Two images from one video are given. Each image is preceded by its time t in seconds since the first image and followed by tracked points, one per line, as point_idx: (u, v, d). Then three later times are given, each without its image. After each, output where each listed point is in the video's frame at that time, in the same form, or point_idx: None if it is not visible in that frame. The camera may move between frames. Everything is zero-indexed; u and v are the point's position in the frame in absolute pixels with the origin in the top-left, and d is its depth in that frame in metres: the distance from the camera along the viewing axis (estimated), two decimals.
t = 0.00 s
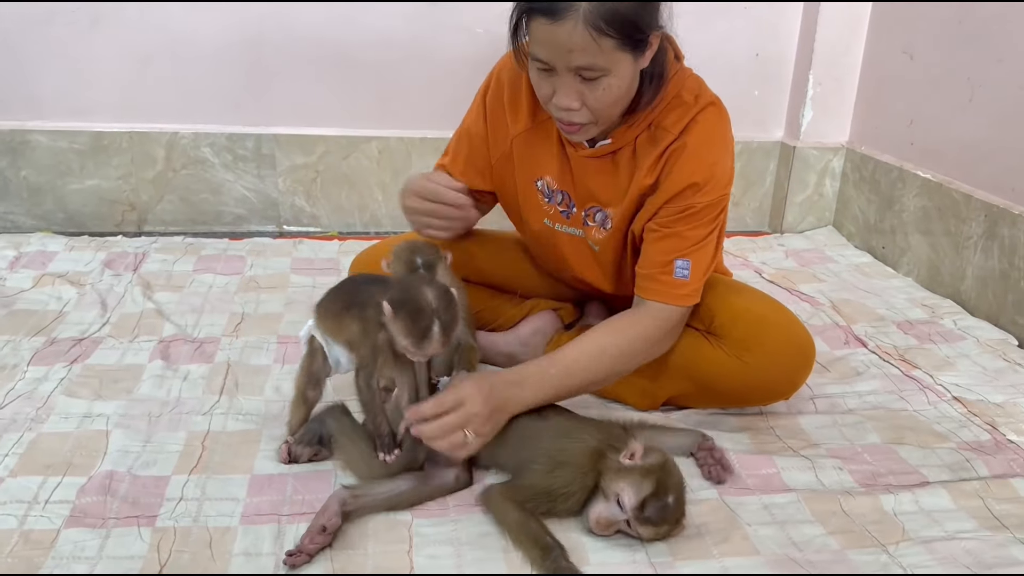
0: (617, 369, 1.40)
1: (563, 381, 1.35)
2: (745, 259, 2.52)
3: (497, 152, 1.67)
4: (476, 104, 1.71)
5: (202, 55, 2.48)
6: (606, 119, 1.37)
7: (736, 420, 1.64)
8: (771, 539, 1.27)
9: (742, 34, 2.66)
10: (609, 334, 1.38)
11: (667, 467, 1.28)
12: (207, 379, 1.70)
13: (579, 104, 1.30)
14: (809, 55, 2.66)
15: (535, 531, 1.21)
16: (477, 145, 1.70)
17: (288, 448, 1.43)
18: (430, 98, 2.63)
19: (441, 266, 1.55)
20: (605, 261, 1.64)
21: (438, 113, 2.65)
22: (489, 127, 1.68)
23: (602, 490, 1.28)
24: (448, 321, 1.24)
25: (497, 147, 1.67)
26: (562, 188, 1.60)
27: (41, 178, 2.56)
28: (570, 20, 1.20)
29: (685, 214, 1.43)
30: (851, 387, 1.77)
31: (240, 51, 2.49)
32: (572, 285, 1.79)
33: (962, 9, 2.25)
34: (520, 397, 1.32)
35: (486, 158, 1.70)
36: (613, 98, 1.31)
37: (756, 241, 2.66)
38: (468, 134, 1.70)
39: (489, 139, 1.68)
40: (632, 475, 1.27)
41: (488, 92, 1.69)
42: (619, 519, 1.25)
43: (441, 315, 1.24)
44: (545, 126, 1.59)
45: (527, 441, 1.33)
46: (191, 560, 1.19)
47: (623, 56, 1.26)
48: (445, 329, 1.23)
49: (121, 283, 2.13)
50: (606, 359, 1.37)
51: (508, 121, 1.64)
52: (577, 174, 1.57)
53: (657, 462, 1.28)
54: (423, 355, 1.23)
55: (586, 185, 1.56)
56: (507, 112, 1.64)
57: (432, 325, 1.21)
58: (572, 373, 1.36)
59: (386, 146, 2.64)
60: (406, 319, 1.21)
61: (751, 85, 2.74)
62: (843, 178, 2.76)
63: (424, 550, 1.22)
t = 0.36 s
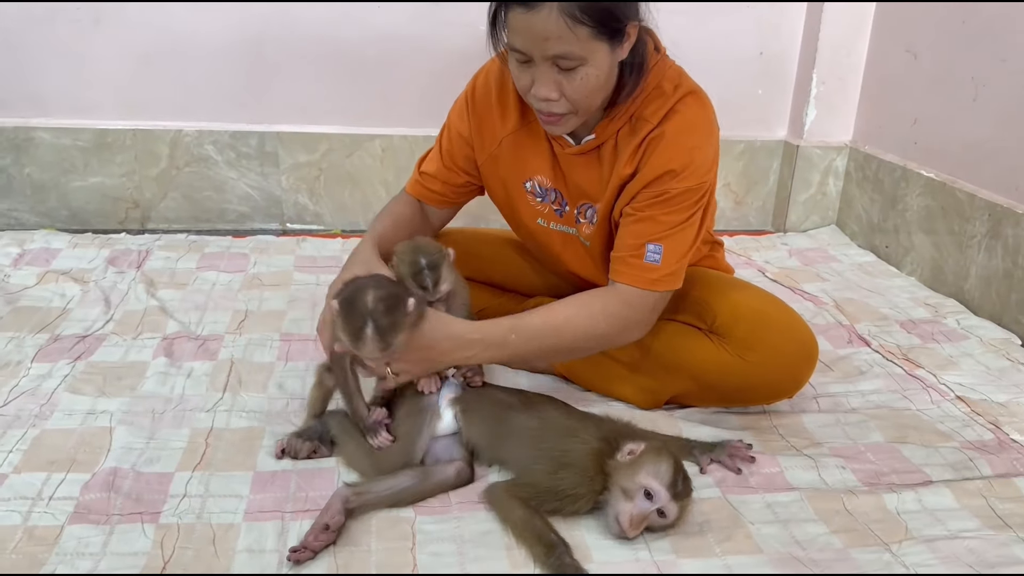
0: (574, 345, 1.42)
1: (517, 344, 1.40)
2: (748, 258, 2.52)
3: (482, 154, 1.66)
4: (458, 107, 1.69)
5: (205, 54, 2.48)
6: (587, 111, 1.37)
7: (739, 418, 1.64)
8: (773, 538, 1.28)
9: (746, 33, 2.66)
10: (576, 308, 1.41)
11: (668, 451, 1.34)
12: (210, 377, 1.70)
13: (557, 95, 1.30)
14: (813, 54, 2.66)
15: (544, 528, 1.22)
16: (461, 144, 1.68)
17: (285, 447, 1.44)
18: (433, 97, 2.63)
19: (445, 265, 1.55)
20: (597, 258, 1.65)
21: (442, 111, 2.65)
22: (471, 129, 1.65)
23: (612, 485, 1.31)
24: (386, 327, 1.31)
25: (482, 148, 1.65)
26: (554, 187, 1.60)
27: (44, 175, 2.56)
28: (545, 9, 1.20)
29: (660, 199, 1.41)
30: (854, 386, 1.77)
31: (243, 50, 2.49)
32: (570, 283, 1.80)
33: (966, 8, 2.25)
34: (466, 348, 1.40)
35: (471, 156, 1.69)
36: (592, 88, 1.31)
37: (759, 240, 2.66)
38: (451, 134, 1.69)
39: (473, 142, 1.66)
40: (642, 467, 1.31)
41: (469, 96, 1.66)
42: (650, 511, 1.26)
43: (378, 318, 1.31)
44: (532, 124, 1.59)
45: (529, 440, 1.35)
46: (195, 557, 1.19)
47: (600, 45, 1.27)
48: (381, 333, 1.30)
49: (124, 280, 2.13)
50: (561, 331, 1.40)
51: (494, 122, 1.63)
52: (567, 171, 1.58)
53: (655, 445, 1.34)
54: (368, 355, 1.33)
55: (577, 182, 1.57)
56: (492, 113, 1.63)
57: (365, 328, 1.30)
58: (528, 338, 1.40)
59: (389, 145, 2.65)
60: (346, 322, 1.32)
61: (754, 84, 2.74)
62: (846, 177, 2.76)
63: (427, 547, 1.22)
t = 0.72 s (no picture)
0: (509, 322, 1.47)
1: (459, 306, 1.45)
2: (752, 257, 2.52)
3: (471, 155, 1.68)
4: (450, 107, 1.71)
5: (210, 52, 2.49)
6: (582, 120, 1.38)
7: (742, 418, 1.64)
8: (776, 537, 1.28)
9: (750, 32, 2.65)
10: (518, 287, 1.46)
11: (647, 462, 1.32)
12: (215, 374, 1.71)
13: (555, 108, 1.31)
14: (817, 53, 2.65)
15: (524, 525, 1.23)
16: (451, 144, 1.71)
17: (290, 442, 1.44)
18: (437, 95, 2.63)
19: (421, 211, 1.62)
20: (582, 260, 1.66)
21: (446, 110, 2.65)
22: (460, 128, 1.67)
23: (591, 496, 1.30)
24: (323, 225, 1.47)
25: (470, 147, 1.67)
26: (541, 190, 1.61)
27: (50, 173, 2.57)
28: (543, 26, 1.20)
29: (627, 200, 1.41)
30: (857, 386, 1.77)
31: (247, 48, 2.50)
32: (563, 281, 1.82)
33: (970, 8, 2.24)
34: (408, 300, 1.45)
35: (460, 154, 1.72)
36: (589, 100, 1.32)
37: (763, 240, 2.65)
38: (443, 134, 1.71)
39: (462, 142, 1.68)
40: (619, 479, 1.29)
41: (459, 97, 1.68)
42: (624, 526, 1.24)
43: (314, 223, 1.47)
44: (520, 126, 1.60)
45: (523, 449, 1.36)
46: (199, 554, 1.20)
47: (597, 58, 1.27)
48: (322, 227, 1.46)
49: (129, 278, 2.14)
50: (499, 305, 1.46)
51: (482, 123, 1.64)
52: (554, 174, 1.58)
53: (635, 456, 1.33)
54: (320, 260, 1.43)
55: (563, 185, 1.58)
56: (481, 115, 1.64)
57: (308, 227, 1.44)
58: (469, 301, 1.45)
59: (393, 143, 2.65)
60: (287, 235, 1.46)
61: (759, 83, 2.74)
62: (850, 176, 2.75)
63: (430, 545, 1.23)
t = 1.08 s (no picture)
0: (537, 334, 1.41)
1: (483, 328, 1.38)
2: (757, 257, 2.51)
3: (473, 156, 1.68)
4: (451, 108, 1.72)
5: (217, 50, 2.50)
6: (571, 119, 1.38)
7: (747, 416, 1.64)
8: (781, 536, 1.28)
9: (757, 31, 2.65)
10: (545, 299, 1.39)
11: (644, 471, 1.28)
12: (221, 371, 1.72)
13: (542, 108, 1.31)
14: (824, 52, 2.65)
15: (471, 528, 1.20)
16: (453, 146, 1.71)
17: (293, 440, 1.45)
18: (443, 93, 2.63)
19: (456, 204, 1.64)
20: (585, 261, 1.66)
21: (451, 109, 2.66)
22: (460, 129, 1.68)
23: (585, 503, 1.26)
24: (328, 296, 1.42)
25: (471, 148, 1.67)
26: (542, 190, 1.61)
27: (57, 170, 2.58)
28: (524, 27, 1.21)
29: (634, 195, 1.41)
30: (863, 386, 1.77)
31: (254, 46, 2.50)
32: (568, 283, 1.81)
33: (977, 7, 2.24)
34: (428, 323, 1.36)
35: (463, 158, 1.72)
36: (575, 100, 1.31)
37: (768, 239, 2.65)
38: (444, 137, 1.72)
39: (463, 143, 1.69)
40: (618, 488, 1.25)
41: (459, 98, 1.68)
42: (626, 539, 1.22)
43: (321, 290, 1.42)
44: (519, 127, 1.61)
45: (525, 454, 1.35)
46: (206, 550, 1.20)
47: (582, 57, 1.27)
48: (326, 300, 1.41)
49: (136, 274, 2.15)
50: (523, 322, 1.39)
51: (482, 124, 1.64)
52: (555, 174, 1.58)
53: (634, 465, 1.28)
54: (312, 330, 1.41)
55: (564, 185, 1.58)
56: (481, 116, 1.65)
57: (310, 297, 1.40)
58: (493, 323, 1.38)
59: (400, 141, 2.65)
60: (289, 298, 1.40)
61: (765, 82, 2.74)
62: (856, 176, 2.75)
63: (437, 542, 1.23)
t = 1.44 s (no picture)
0: (526, 358, 1.35)
1: (468, 379, 1.32)
2: (763, 256, 2.51)
3: (476, 157, 1.68)
4: (456, 108, 1.71)
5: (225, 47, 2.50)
6: (573, 127, 1.38)
7: (753, 415, 1.64)
8: (788, 534, 1.28)
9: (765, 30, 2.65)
10: (526, 317, 1.33)
11: (654, 465, 1.30)
12: (229, 366, 1.72)
13: (545, 115, 1.31)
14: (831, 51, 2.65)
15: (475, 527, 1.20)
16: (455, 146, 1.72)
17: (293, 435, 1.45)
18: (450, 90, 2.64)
19: (473, 247, 1.60)
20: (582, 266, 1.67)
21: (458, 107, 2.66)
22: (463, 130, 1.68)
23: (595, 499, 1.28)
24: (328, 287, 1.43)
25: (474, 150, 1.68)
26: (542, 195, 1.62)
27: (65, 166, 2.59)
28: (529, 36, 1.20)
29: (619, 195, 1.39)
30: (870, 385, 1.77)
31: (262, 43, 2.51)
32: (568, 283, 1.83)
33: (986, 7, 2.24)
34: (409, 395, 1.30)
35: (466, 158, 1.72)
36: (578, 108, 1.32)
37: (774, 238, 2.65)
38: (449, 136, 1.72)
39: (466, 144, 1.69)
40: (628, 483, 1.27)
41: (463, 99, 1.68)
42: (637, 532, 1.22)
43: (321, 282, 1.43)
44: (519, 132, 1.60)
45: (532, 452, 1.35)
46: (215, 544, 1.21)
47: (586, 66, 1.27)
48: (325, 291, 1.42)
49: (144, 270, 2.16)
50: (508, 350, 1.32)
51: (486, 127, 1.64)
52: (553, 180, 1.59)
53: (642, 460, 1.30)
54: (312, 320, 1.41)
55: (563, 192, 1.59)
56: (483, 118, 1.65)
57: (311, 288, 1.41)
58: (477, 365, 1.32)
59: (406, 138, 2.65)
60: (289, 288, 1.41)
61: (772, 81, 2.73)
62: (863, 175, 2.75)
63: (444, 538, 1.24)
